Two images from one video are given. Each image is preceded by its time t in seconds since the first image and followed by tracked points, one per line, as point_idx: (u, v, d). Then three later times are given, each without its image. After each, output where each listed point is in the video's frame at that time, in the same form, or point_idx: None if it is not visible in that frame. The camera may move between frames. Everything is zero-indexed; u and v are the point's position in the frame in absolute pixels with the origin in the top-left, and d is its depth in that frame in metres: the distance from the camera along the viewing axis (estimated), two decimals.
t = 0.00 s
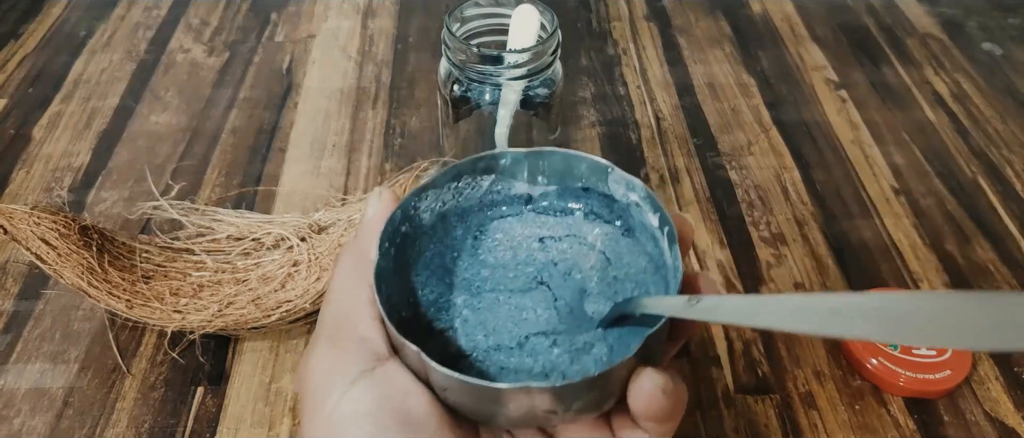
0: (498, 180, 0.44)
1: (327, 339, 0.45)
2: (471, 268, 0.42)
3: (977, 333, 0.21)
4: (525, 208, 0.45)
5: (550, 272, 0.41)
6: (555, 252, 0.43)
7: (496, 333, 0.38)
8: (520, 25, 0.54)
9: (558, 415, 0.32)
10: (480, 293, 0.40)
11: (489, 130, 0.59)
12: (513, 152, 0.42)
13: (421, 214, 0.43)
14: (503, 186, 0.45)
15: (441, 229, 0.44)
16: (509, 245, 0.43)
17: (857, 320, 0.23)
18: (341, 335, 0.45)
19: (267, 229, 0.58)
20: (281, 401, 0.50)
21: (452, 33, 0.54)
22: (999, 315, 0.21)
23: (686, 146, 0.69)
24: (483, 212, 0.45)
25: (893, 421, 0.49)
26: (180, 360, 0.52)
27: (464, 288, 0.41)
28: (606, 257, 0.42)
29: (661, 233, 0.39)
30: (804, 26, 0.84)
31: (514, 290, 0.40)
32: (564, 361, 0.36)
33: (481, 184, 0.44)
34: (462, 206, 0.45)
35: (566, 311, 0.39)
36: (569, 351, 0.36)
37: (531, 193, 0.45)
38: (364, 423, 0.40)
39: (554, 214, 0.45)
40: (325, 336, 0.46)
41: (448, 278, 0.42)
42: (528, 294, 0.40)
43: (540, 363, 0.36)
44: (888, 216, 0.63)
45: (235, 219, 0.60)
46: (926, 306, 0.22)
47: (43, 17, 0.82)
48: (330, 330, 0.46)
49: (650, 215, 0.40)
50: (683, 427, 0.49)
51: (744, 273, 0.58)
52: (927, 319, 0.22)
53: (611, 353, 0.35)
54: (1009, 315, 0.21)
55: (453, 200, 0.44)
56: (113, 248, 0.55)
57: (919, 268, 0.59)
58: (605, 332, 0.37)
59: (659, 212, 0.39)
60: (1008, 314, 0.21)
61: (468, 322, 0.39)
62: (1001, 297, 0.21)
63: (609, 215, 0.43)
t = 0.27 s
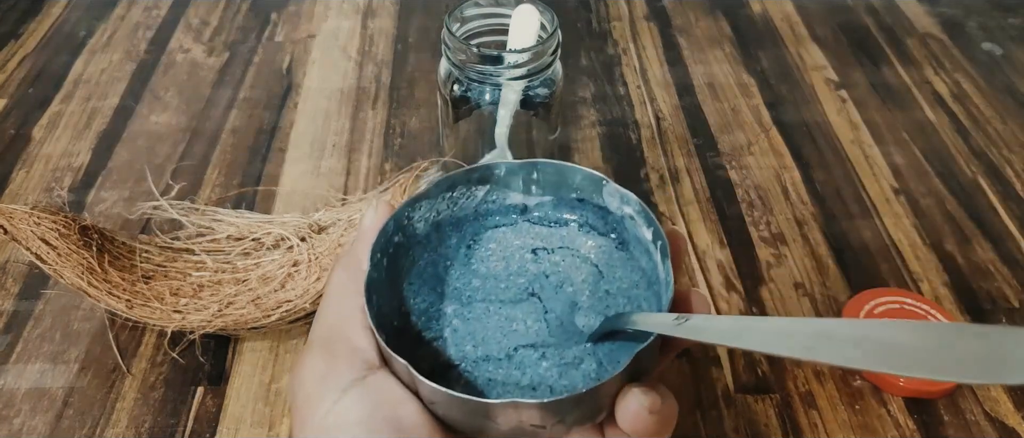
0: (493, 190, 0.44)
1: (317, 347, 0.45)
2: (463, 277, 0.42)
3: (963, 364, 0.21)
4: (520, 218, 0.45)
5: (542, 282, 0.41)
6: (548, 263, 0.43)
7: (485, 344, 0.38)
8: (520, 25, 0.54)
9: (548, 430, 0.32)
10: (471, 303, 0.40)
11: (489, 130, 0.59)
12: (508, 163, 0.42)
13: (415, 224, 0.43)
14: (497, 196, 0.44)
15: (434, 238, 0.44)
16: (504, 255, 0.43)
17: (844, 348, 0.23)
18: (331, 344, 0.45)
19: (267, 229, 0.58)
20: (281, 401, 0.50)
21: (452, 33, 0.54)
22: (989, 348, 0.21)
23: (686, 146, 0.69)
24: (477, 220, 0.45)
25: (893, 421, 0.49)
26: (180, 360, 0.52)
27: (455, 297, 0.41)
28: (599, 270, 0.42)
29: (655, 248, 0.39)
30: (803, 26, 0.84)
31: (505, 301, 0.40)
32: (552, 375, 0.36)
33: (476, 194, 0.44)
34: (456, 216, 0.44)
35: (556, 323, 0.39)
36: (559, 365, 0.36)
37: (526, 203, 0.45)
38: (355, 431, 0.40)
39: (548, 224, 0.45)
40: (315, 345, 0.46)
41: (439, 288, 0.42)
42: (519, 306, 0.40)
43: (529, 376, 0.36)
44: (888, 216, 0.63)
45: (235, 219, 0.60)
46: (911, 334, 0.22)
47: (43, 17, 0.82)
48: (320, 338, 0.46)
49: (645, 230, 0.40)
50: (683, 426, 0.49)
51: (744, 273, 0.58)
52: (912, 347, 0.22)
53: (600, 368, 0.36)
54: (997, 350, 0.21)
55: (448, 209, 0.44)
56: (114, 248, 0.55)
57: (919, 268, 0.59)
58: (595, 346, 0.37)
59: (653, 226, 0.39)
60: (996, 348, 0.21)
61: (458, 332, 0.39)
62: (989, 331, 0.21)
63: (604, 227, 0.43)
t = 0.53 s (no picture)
0: (496, 171, 0.44)
1: (316, 332, 0.45)
2: (464, 260, 0.42)
3: (965, 356, 0.21)
4: (522, 200, 0.45)
5: (544, 265, 0.41)
6: (550, 246, 0.42)
7: (485, 329, 0.38)
8: (520, 25, 0.54)
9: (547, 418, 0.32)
10: (471, 287, 0.40)
11: (488, 130, 0.59)
12: (512, 142, 0.42)
13: (416, 205, 0.43)
14: (500, 177, 0.44)
15: (436, 220, 0.44)
16: (507, 238, 0.43)
17: (847, 339, 0.23)
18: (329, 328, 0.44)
19: (267, 229, 0.58)
20: (281, 401, 0.50)
21: (452, 32, 0.54)
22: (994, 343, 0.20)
23: (686, 146, 0.69)
24: (479, 202, 0.45)
25: (893, 421, 0.49)
26: (180, 360, 0.52)
27: (456, 280, 0.41)
28: (603, 254, 0.42)
29: (661, 231, 0.39)
30: (803, 26, 0.84)
31: (506, 285, 0.40)
32: (554, 362, 0.36)
33: (478, 175, 0.44)
34: (458, 197, 0.45)
35: (559, 308, 0.39)
36: (561, 352, 0.36)
37: (529, 184, 0.45)
38: (354, 416, 0.40)
39: (551, 207, 0.45)
40: (313, 329, 0.45)
41: (440, 270, 0.42)
42: (521, 288, 0.40)
43: (529, 362, 0.36)
44: (888, 216, 0.63)
45: (235, 219, 0.60)
46: (910, 326, 0.22)
47: (43, 17, 0.82)
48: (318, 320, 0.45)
49: (652, 212, 0.40)
50: (684, 426, 0.49)
51: (744, 273, 0.58)
52: (913, 339, 0.22)
53: (603, 356, 0.36)
54: (1005, 343, 0.20)
55: (449, 191, 0.44)
56: (113, 248, 0.55)
57: (919, 268, 0.59)
58: (597, 333, 0.37)
59: (660, 209, 0.39)
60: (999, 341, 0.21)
61: (458, 316, 0.39)
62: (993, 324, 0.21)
63: (610, 209, 0.43)
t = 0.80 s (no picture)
0: (489, 174, 0.44)
1: (305, 334, 0.45)
2: (454, 264, 0.42)
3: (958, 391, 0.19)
4: (514, 202, 0.45)
5: (534, 271, 0.41)
6: (541, 252, 0.42)
7: (475, 334, 0.38)
8: (520, 25, 0.54)
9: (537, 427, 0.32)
10: (461, 291, 0.40)
11: (488, 130, 0.59)
12: (506, 146, 0.42)
13: (407, 207, 0.43)
14: (492, 180, 0.44)
15: (427, 222, 0.44)
16: (497, 242, 0.43)
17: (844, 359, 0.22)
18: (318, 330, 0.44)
19: (267, 229, 0.58)
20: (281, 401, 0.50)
21: (452, 33, 0.54)
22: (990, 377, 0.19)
23: (686, 146, 0.69)
24: (471, 204, 0.45)
25: (894, 421, 0.49)
26: (180, 360, 0.52)
27: (446, 284, 0.41)
28: (593, 261, 0.42)
29: (652, 241, 0.39)
30: (803, 26, 0.84)
31: (497, 290, 0.40)
32: (543, 370, 0.36)
33: (470, 177, 0.43)
34: (449, 199, 0.44)
35: (549, 315, 0.39)
36: (550, 360, 0.36)
37: (521, 187, 0.44)
38: (344, 420, 0.40)
39: (543, 210, 0.45)
40: (302, 332, 0.45)
41: (429, 274, 0.42)
42: (511, 294, 0.40)
43: (519, 370, 0.36)
44: (888, 216, 0.63)
45: (235, 219, 0.60)
46: (903, 353, 0.21)
47: (43, 17, 0.82)
48: (308, 322, 0.45)
49: (644, 222, 0.39)
50: (683, 426, 0.49)
51: (744, 274, 0.58)
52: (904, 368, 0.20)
53: (592, 365, 0.36)
54: (1004, 376, 0.19)
55: (440, 192, 0.44)
56: (113, 248, 0.55)
57: (919, 268, 0.59)
58: (586, 342, 0.37)
59: (652, 220, 0.39)
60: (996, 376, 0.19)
61: (447, 320, 0.39)
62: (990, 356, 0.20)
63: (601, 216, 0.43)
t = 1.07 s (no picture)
0: (476, 165, 0.44)
1: (284, 327, 0.44)
2: (440, 257, 0.42)
3: (956, 396, 0.21)
4: (502, 195, 0.45)
5: (520, 265, 0.41)
6: (528, 246, 0.42)
7: (459, 329, 0.38)
8: (520, 25, 0.54)
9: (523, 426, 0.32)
10: (446, 285, 0.40)
11: (488, 130, 0.59)
12: (495, 138, 0.42)
13: (392, 198, 0.43)
14: (480, 171, 0.45)
15: (412, 213, 0.44)
16: (484, 235, 0.43)
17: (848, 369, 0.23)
18: (297, 324, 0.43)
19: (267, 229, 0.58)
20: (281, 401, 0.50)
21: (452, 33, 0.54)
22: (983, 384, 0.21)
23: (686, 146, 0.69)
24: (457, 195, 0.45)
25: (894, 421, 0.49)
26: (180, 360, 0.52)
27: (431, 277, 0.41)
28: (581, 257, 0.42)
29: (641, 239, 0.39)
30: (804, 26, 0.84)
31: (483, 284, 0.40)
32: (528, 368, 0.36)
33: (458, 169, 0.44)
34: (436, 190, 0.45)
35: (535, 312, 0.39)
36: (536, 357, 0.36)
37: (510, 180, 0.45)
38: (324, 416, 0.40)
39: (532, 204, 0.45)
40: (282, 325, 0.44)
41: (414, 265, 0.42)
42: (496, 288, 0.40)
43: (503, 367, 0.36)
44: (888, 216, 0.63)
45: (235, 218, 0.60)
46: (903, 364, 0.22)
47: (43, 17, 0.81)
48: (288, 313, 0.44)
49: (634, 219, 0.40)
50: (684, 425, 0.49)
51: (744, 274, 0.58)
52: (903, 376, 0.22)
53: (577, 363, 0.35)
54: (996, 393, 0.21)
55: (427, 183, 0.44)
56: (113, 248, 0.55)
57: (919, 268, 0.59)
58: (572, 339, 0.37)
59: (641, 216, 0.39)
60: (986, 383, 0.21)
61: (431, 314, 0.39)
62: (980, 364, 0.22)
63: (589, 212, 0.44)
